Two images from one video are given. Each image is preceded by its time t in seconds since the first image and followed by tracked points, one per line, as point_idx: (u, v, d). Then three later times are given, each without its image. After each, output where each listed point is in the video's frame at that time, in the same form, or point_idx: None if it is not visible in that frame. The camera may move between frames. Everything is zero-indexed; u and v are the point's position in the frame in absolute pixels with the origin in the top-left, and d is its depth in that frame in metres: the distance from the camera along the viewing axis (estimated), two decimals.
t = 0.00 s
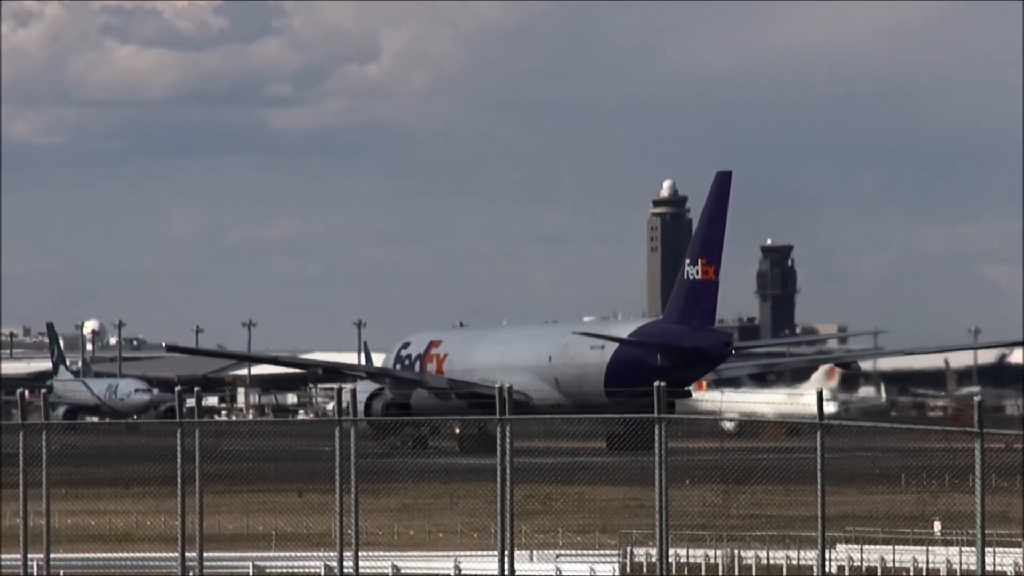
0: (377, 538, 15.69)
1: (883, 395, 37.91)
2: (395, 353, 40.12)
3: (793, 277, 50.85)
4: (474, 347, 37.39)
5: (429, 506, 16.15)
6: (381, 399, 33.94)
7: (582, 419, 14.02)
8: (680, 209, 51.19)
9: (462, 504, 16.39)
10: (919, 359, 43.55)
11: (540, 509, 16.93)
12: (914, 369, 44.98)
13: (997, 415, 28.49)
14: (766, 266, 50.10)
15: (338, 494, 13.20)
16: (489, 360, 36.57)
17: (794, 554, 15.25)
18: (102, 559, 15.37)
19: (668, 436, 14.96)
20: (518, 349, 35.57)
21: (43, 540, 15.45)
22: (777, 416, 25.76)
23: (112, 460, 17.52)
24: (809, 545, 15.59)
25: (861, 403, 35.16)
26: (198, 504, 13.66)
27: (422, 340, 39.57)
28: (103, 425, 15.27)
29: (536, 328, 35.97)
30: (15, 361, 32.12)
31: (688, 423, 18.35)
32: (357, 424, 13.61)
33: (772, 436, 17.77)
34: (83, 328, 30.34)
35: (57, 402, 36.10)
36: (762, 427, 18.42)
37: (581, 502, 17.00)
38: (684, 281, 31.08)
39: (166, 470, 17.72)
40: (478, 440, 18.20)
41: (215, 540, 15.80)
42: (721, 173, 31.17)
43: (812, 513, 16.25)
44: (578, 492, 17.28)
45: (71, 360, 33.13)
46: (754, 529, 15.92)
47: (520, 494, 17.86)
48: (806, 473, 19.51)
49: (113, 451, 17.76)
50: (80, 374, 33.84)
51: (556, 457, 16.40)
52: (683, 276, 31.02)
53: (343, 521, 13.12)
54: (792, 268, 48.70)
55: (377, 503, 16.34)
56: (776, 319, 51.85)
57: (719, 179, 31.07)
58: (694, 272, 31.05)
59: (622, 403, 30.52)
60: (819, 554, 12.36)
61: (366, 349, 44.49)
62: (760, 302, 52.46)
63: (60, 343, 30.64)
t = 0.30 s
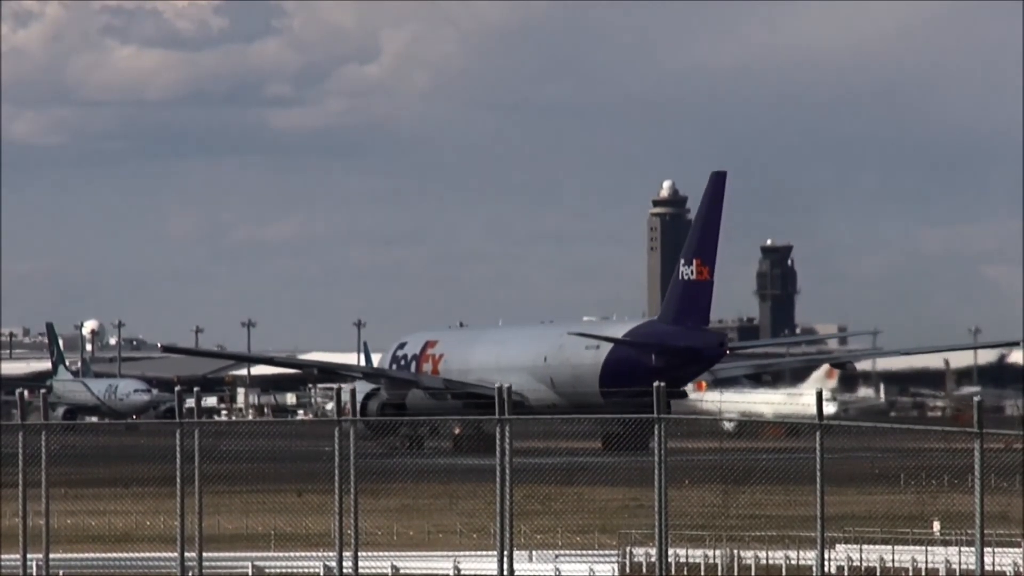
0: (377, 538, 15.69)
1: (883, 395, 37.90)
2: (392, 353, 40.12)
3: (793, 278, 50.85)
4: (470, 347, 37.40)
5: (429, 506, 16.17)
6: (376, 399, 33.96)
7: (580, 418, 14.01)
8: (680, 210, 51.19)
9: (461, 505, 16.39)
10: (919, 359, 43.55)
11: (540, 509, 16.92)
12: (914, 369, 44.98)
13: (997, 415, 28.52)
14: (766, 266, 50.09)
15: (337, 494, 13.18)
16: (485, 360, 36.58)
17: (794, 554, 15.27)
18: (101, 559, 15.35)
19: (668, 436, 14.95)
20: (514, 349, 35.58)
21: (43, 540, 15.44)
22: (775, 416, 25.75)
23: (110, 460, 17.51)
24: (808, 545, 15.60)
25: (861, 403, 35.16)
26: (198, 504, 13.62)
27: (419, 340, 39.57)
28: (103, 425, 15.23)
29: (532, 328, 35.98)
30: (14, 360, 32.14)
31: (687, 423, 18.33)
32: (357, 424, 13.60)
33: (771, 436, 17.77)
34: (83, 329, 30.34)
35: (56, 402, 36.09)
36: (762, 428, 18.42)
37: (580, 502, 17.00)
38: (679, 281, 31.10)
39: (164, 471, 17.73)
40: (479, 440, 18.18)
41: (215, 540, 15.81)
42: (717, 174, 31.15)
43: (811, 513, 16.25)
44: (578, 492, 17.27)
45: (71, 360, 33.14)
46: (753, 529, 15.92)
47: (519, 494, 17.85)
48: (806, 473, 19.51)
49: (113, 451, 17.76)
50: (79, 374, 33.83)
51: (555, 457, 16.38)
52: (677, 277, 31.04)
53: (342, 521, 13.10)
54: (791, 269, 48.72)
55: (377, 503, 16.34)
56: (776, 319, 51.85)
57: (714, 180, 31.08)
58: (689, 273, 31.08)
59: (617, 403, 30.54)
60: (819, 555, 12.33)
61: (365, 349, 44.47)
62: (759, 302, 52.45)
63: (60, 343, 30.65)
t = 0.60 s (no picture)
0: (377, 538, 15.69)
1: (883, 395, 37.89)
2: (387, 353, 40.13)
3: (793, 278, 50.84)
4: (466, 347, 37.41)
5: (428, 506, 16.19)
6: (371, 399, 33.97)
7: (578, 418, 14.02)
8: (679, 210, 51.19)
9: (461, 504, 16.41)
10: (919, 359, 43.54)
11: (540, 510, 16.90)
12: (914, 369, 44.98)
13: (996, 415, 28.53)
14: (765, 266, 50.09)
15: (337, 493, 13.18)
16: (479, 360, 36.59)
17: (794, 554, 15.27)
18: (101, 559, 15.35)
19: (668, 437, 14.95)
20: (509, 349, 35.59)
21: (42, 540, 15.45)
22: (774, 416, 25.76)
23: (109, 460, 17.54)
24: (808, 545, 15.61)
25: (861, 403, 35.14)
26: (198, 503, 13.60)
27: (414, 340, 39.58)
28: (102, 425, 15.21)
29: (527, 328, 35.99)
30: (14, 360, 32.17)
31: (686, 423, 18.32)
32: (354, 424, 13.61)
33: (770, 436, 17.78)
34: (83, 328, 30.37)
35: (57, 402, 36.11)
36: (763, 428, 18.41)
37: (579, 502, 16.99)
38: (674, 281, 31.18)
39: (162, 470, 17.77)
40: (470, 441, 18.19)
41: (215, 540, 15.82)
42: (712, 175, 31.19)
43: (811, 513, 16.25)
44: (578, 492, 17.25)
45: (70, 360, 33.18)
46: (753, 528, 15.92)
47: (518, 494, 17.84)
48: (805, 473, 19.51)
49: (113, 450, 17.78)
50: (79, 374, 33.86)
51: (555, 457, 16.36)
52: (672, 276, 31.13)
53: (342, 522, 13.10)
54: (790, 268, 48.73)
55: (377, 504, 16.37)
56: (776, 319, 51.86)
57: (708, 180, 31.09)
58: (683, 272, 31.13)
59: (611, 403, 30.57)
60: (818, 554, 12.33)
61: (365, 349, 44.49)
62: (759, 303, 52.44)
63: (59, 343, 30.68)
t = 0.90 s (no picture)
0: (377, 539, 15.68)
1: (882, 395, 37.90)
2: (383, 354, 40.13)
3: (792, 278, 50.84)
4: (461, 347, 37.40)
5: (428, 506, 16.18)
6: (366, 400, 33.97)
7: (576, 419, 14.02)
8: (679, 210, 51.16)
9: (461, 505, 16.39)
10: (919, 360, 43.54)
11: (540, 510, 16.91)
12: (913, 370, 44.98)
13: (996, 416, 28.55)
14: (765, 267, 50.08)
15: (336, 494, 13.14)
16: (474, 361, 36.59)
17: (794, 554, 15.30)
18: (101, 559, 15.33)
19: (667, 439, 14.96)
20: (503, 349, 35.59)
21: (42, 541, 15.43)
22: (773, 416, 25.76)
23: (109, 459, 17.52)
24: (808, 545, 15.62)
25: (860, 404, 35.15)
26: (198, 504, 13.55)
27: (411, 341, 39.58)
28: (102, 425, 15.15)
29: (521, 328, 35.99)
30: (15, 361, 32.20)
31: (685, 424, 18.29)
32: (351, 425, 13.60)
33: (769, 437, 17.78)
34: (83, 329, 30.38)
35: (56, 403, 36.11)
36: (762, 429, 18.41)
37: (579, 502, 16.99)
38: (667, 281, 31.13)
39: (163, 470, 17.78)
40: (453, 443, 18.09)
41: (215, 540, 15.83)
42: (706, 176, 31.17)
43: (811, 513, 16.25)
44: (578, 492, 17.26)
45: (71, 361, 33.23)
46: (753, 529, 15.92)
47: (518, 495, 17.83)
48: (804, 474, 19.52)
49: (113, 451, 17.78)
50: (79, 375, 33.86)
51: (556, 457, 16.35)
52: (666, 277, 31.07)
53: (341, 522, 13.07)
54: (790, 269, 48.73)
55: (377, 504, 16.37)
56: (776, 319, 51.86)
57: (700, 181, 31.06)
58: (677, 273, 31.09)
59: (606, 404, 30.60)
60: (819, 555, 12.30)
61: (365, 350, 44.49)
62: (759, 303, 52.44)
63: (59, 344, 30.69)
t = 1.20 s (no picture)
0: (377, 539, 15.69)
1: (882, 395, 37.89)
2: (377, 354, 40.06)
3: (792, 278, 50.80)
4: (455, 347, 37.36)
5: (429, 506, 16.05)
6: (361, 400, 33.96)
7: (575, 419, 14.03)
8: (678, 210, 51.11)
9: (461, 504, 16.28)
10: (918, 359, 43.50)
11: (540, 510, 16.88)
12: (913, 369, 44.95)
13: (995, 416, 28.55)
14: (765, 266, 50.02)
15: (336, 495, 13.13)
16: (467, 361, 36.57)
17: (794, 554, 15.44)
18: (101, 559, 15.34)
19: (667, 440, 14.98)
20: (497, 349, 35.56)
21: (42, 541, 15.43)
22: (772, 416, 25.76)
23: (107, 459, 17.51)
24: (807, 545, 15.74)
25: (860, 403, 35.15)
26: (197, 505, 13.53)
27: (405, 341, 39.49)
28: (102, 425, 15.11)
29: (514, 328, 35.97)
30: (15, 360, 32.23)
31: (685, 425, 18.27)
32: (349, 425, 13.60)
33: (769, 437, 17.76)
34: (83, 329, 30.38)
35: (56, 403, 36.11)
36: (762, 428, 18.41)
37: (579, 502, 16.99)
38: (660, 281, 31.16)
39: (162, 469, 17.81)
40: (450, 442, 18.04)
41: (214, 541, 15.87)
42: (698, 175, 31.14)
43: (811, 513, 16.27)
44: (577, 492, 17.26)
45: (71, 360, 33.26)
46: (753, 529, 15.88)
47: (518, 495, 17.79)
48: (803, 474, 19.52)
49: (114, 451, 17.80)
50: (78, 374, 33.88)
51: (556, 457, 16.25)
52: (658, 277, 31.10)
53: (341, 522, 13.06)
54: (789, 269, 48.70)
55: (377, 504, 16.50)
56: (775, 319, 51.82)
57: (693, 180, 31.06)
58: (670, 273, 31.11)
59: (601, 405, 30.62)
60: (819, 555, 12.31)
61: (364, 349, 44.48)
62: (758, 303, 52.41)
63: (59, 344, 30.71)
